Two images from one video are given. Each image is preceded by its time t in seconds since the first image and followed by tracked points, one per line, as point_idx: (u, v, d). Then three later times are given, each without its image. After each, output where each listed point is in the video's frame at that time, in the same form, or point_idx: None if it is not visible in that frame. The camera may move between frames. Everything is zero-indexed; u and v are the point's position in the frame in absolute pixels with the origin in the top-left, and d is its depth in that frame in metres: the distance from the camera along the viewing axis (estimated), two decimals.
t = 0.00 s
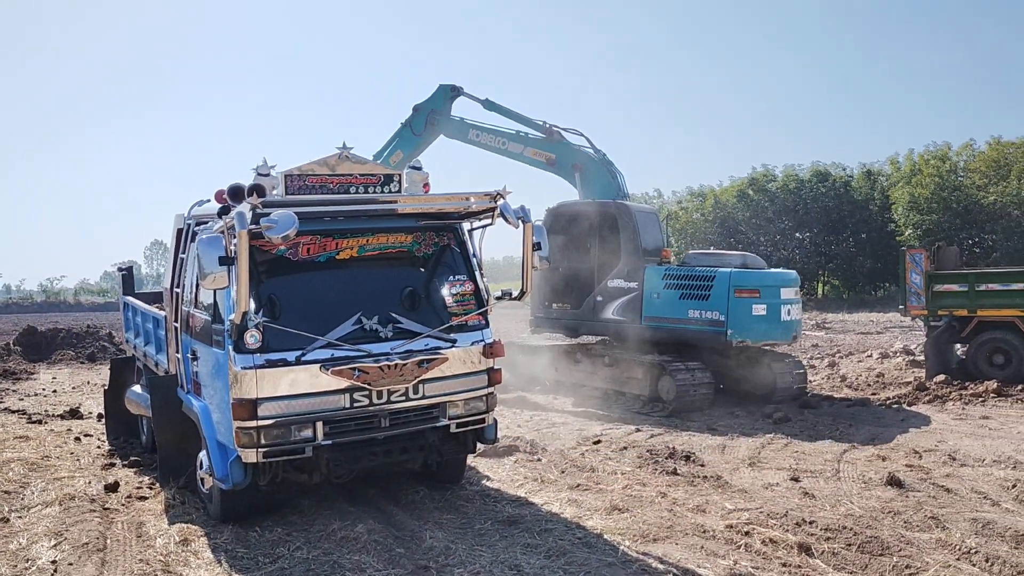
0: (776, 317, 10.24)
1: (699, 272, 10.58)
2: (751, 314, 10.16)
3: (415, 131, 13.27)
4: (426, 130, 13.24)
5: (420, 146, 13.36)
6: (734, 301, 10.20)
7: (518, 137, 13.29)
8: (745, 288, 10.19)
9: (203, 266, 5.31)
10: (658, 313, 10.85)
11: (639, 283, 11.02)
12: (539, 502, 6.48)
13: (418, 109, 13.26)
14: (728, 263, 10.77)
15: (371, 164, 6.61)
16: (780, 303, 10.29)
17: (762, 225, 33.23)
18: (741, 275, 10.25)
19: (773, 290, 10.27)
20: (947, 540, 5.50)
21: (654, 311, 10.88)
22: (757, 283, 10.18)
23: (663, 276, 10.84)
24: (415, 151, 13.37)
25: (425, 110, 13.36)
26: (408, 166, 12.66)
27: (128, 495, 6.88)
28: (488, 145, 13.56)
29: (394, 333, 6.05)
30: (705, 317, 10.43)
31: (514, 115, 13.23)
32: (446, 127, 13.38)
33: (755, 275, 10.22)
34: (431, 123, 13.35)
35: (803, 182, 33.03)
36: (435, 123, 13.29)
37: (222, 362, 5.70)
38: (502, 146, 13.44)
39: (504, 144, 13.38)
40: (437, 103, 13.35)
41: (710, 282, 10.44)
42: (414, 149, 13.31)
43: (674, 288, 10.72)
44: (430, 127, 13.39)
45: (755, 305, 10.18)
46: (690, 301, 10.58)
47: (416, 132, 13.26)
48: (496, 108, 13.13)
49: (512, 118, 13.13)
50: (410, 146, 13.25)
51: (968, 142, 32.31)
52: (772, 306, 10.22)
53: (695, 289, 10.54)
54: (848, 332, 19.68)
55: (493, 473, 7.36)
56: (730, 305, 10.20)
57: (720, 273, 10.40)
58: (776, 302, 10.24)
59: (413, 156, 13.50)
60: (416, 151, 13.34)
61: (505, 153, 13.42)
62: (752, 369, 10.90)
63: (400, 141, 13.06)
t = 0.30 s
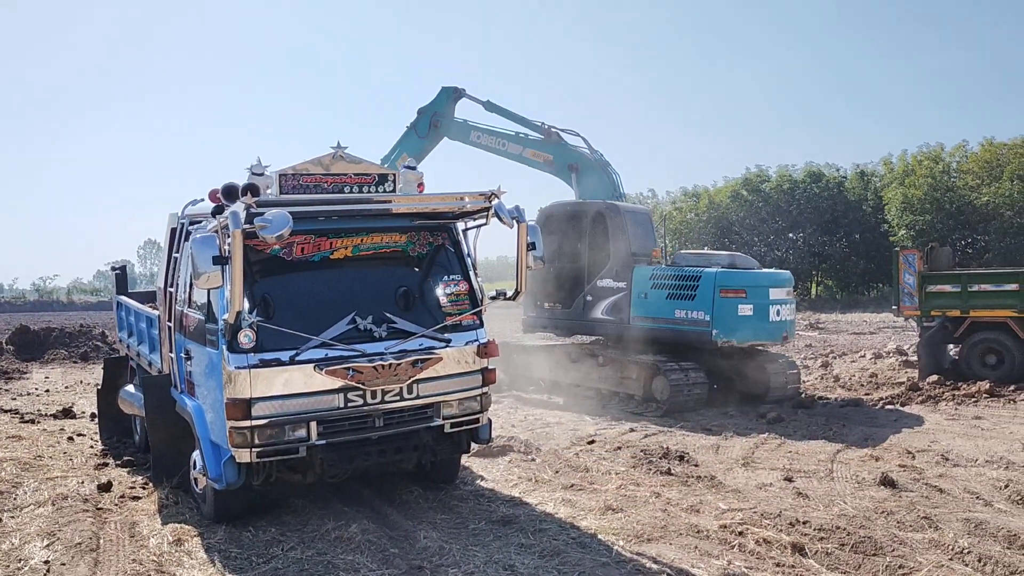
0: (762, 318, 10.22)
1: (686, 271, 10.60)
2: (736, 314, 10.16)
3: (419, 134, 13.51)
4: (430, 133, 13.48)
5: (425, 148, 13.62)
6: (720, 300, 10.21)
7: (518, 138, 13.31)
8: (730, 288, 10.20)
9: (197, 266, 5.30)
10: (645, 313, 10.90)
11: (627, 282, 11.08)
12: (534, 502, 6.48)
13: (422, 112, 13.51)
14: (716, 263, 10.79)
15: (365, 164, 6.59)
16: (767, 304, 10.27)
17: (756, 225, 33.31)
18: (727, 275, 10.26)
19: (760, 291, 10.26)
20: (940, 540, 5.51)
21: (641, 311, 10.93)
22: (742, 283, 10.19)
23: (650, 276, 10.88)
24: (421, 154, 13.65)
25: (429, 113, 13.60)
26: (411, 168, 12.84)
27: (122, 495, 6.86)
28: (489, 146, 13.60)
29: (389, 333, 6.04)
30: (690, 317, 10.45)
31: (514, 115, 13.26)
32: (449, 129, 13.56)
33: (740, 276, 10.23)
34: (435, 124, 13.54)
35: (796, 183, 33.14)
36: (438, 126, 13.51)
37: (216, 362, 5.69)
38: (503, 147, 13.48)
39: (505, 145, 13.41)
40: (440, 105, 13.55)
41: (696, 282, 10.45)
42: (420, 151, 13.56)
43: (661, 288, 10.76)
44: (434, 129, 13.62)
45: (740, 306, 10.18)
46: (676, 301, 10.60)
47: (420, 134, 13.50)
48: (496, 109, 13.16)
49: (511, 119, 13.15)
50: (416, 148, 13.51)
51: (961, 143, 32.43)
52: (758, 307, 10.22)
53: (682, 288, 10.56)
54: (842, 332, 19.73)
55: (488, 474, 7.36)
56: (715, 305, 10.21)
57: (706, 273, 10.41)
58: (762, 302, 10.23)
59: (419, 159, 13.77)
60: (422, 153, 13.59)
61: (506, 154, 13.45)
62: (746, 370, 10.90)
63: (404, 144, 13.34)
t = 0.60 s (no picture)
0: (755, 317, 10.17)
1: (679, 269, 10.60)
2: (726, 314, 10.14)
3: (426, 133, 13.65)
4: (436, 133, 13.61)
5: (433, 148, 13.78)
6: (711, 300, 10.19)
7: (521, 137, 13.32)
8: (722, 286, 10.17)
9: (195, 263, 5.29)
10: (638, 312, 10.93)
11: (621, 280, 11.11)
12: (531, 500, 6.48)
13: (428, 112, 13.63)
14: (711, 263, 10.78)
15: (365, 161, 6.58)
16: (761, 303, 10.21)
17: (754, 224, 33.32)
18: (719, 273, 10.23)
19: (753, 289, 10.20)
20: (938, 539, 5.52)
21: (634, 309, 10.96)
22: (734, 283, 10.15)
23: (644, 275, 10.90)
24: (429, 153, 13.81)
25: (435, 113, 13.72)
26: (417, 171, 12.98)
27: (119, 492, 6.85)
28: (493, 145, 13.62)
29: (387, 330, 6.03)
30: (682, 315, 10.45)
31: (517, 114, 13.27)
32: (456, 128, 13.65)
33: (733, 274, 10.19)
34: (440, 124, 13.63)
35: (795, 182, 33.15)
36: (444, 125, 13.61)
37: (214, 358, 5.68)
38: (506, 146, 13.50)
39: (508, 144, 13.43)
40: (446, 105, 13.64)
41: (689, 281, 10.44)
42: (427, 150, 13.70)
43: (655, 286, 10.77)
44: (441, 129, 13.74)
45: (732, 305, 10.15)
46: (668, 299, 10.61)
47: (427, 134, 13.63)
48: (499, 108, 13.16)
49: (514, 118, 13.16)
50: (423, 148, 13.68)
51: (960, 143, 32.44)
52: (751, 306, 10.17)
53: (674, 287, 10.56)
54: (840, 332, 19.73)
55: (485, 471, 7.35)
56: (707, 304, 10.20)
57: (698, 271, 10.40)
58: (754, 302, 10.18)
59: (428, 157, 13.93)
60: (430, 153, 13.73)
61: (509, 153, 13.48)
62: (744, 369, 10.90)
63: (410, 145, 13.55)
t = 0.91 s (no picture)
0: (748, 317, 10.16)
1: (673, 269, 10.61)
2: (719, 314, 10.14)
3: (431, 134, 13.82)
4: (440, 134, 13.75)
5: (438, 148, 13.95)
6: (704, 300, 10.19)
7: (522, 137, 13.32)
8: (715, 286, 10.17)
9: (193, 261, 5.28)
10: (631, 311, 10.95)
11: (616, 279, 11.13)
12: (528, 500, 6.47)
13: (432, 114, 13.76)
14: (704, 263, 10.79)
15: (364, 160, 6.59)
16: (754, 303, 10.20)
17: (752, 225, 33.35)
18: (712, 273, 10.23)
19: (746, 290, 10.19)
20: (935, 540, 5.52)
21: (628, 308, 10.98)
22: (726, 283, 10.15)
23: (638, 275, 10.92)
24: (435, 154, 13.99)
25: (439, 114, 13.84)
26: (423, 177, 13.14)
27: (115, 491, 6.83)
28: (494, 145, 13.61)
29: (384, 330, 6.02)
30: (675, 315, 10.46)
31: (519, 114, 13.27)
32: (458, 128, 13.71)
33: (726, 275, 10.19)
34: (444, 124, 13.74)
35: (792, 182, 33.17)
36: (447, 126, 13.73)
37: (211, 357, 5.66)
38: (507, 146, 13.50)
39: (509, 144, 13.43)
40: (449, 105, 13.72)
41: (681, 281, 10.44)
42: (432, 152, 13.88)
43: (648, 286, 10.78)
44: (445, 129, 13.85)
45: (725, 305, 10.14)
46: (661, 299, 10.62)
47: (431, 135, 13.80)
48: (500, 108, 13.16)
49: (515, 119, 13.15)
50: (428, 150, 13.87)
51: (956, 144, 32.49)
52: (744, 306, 10.16)
53: (667, 286, 10.57)
54: (837, 332, 19.76)
55: (482, 471, 7.34)
56: (699, 304, 10.20)
57: (691, 271, 10.40)
58: (747, 302, 10.17)
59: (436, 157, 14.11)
60: (435, 154, 13.90)
61: (511, 154, 13.47)
62: (741, 369, 10.89)
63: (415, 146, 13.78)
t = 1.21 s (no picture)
0: (740, 317, 10.15)
1: (665, 269, 10.61)
2: (709, 314, 10.14)
3: (432, 137, 13.94)
4: (440, 136, 13.87)
5: (441, 150, 14.08)
6: (695, 300, 10.20)
7: (521, 138, 13.32)
8: (706, 286, 10.17)
9: (188, 261, 5.26)
10: (624, 311, 10.97)
11: (610, 280, 11.14)
12: (524, 500, 6.47)
13: (432, 116, 13.89)
14: (697, 263, 10.78)
15: (359, 159, 6.58)
16: (746, 303, 10.19)
17: (747, 225, 33.43)
18: (703, 273, 10.24)
19: (738, 290, 10.18)
20: (931, 540, 5.53)
21: (621, 308, 11.00)
22: (717, 283, 10.15)
23: (630, 275, 10.94)
24: (438, 155, 14.13)
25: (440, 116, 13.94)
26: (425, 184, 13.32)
27: (110, 492, 6.80)
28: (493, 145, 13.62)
29: (380, 330, 6.00)
30: (667, 315, 10.47)
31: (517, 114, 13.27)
32: (458, 129, 13.77)
33: (717, 275, 10.19)
34: (444, 126, 13.84)
35: (787, 183, 33.25)
36: (447, 127, 13.82)
37: (206, 358, 5.64)
38: (506, 147, 13.51)
39: (508, 145, 13.42)
40: (448, 107, 13.80)
41: (673, 281, 10.45)
42: (434, 154, 14.02)
43: (641, 286, 10.79)
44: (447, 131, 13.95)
45: (716, 305, 10.14)
46: (653, 299, 10.63)
47: (433, 138, 13.93)
48: (499, 109, 13.15)
49: (513, 119, 13.14)
50: (430, 152, 14.02)
51: (951, 145, 32.59)
52: (735, 306, 10.15)
53: (660, 287, 10.58)
54: (832, 332, 19.83)
55: (478, 472, 7.33)
56: (691, 304, 10.20)
57: (683, 271, 10.41)
58: (738, 302, 10.16)
59: (440, 159, 14.22)
60: (437, 156, 14.04)
61: (510, 154, 13.47)
62: (737, 369, 10.90)
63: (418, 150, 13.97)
